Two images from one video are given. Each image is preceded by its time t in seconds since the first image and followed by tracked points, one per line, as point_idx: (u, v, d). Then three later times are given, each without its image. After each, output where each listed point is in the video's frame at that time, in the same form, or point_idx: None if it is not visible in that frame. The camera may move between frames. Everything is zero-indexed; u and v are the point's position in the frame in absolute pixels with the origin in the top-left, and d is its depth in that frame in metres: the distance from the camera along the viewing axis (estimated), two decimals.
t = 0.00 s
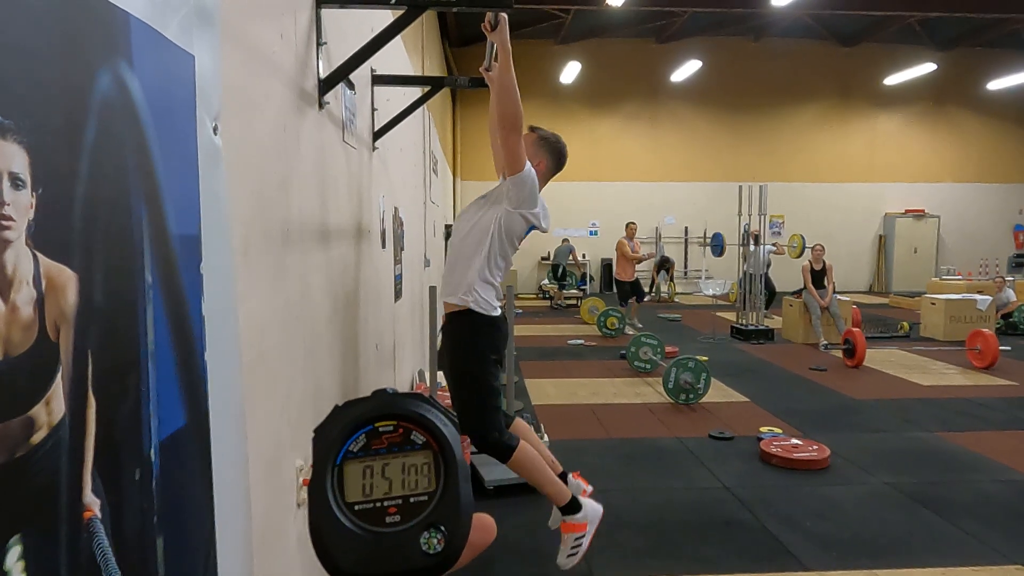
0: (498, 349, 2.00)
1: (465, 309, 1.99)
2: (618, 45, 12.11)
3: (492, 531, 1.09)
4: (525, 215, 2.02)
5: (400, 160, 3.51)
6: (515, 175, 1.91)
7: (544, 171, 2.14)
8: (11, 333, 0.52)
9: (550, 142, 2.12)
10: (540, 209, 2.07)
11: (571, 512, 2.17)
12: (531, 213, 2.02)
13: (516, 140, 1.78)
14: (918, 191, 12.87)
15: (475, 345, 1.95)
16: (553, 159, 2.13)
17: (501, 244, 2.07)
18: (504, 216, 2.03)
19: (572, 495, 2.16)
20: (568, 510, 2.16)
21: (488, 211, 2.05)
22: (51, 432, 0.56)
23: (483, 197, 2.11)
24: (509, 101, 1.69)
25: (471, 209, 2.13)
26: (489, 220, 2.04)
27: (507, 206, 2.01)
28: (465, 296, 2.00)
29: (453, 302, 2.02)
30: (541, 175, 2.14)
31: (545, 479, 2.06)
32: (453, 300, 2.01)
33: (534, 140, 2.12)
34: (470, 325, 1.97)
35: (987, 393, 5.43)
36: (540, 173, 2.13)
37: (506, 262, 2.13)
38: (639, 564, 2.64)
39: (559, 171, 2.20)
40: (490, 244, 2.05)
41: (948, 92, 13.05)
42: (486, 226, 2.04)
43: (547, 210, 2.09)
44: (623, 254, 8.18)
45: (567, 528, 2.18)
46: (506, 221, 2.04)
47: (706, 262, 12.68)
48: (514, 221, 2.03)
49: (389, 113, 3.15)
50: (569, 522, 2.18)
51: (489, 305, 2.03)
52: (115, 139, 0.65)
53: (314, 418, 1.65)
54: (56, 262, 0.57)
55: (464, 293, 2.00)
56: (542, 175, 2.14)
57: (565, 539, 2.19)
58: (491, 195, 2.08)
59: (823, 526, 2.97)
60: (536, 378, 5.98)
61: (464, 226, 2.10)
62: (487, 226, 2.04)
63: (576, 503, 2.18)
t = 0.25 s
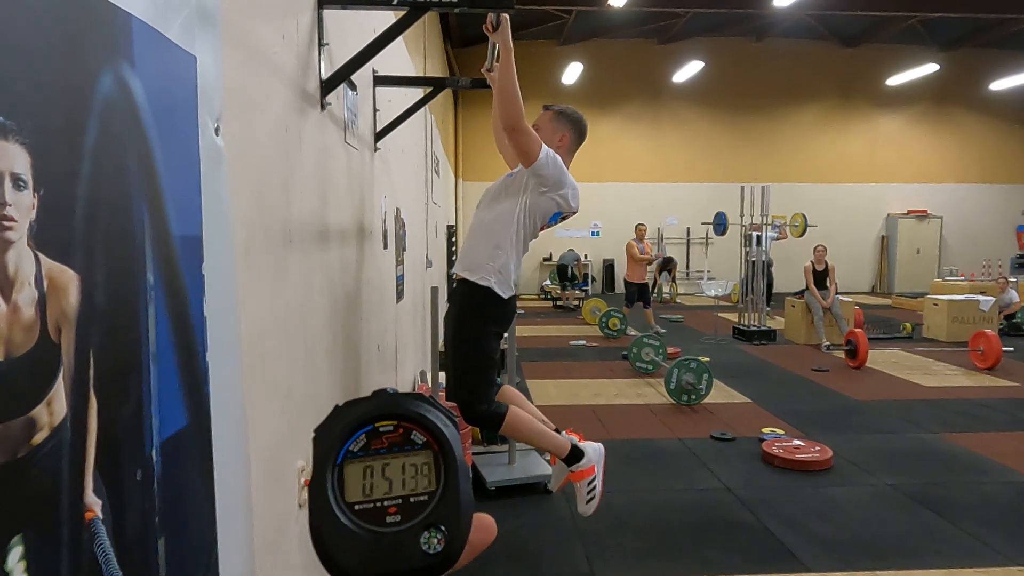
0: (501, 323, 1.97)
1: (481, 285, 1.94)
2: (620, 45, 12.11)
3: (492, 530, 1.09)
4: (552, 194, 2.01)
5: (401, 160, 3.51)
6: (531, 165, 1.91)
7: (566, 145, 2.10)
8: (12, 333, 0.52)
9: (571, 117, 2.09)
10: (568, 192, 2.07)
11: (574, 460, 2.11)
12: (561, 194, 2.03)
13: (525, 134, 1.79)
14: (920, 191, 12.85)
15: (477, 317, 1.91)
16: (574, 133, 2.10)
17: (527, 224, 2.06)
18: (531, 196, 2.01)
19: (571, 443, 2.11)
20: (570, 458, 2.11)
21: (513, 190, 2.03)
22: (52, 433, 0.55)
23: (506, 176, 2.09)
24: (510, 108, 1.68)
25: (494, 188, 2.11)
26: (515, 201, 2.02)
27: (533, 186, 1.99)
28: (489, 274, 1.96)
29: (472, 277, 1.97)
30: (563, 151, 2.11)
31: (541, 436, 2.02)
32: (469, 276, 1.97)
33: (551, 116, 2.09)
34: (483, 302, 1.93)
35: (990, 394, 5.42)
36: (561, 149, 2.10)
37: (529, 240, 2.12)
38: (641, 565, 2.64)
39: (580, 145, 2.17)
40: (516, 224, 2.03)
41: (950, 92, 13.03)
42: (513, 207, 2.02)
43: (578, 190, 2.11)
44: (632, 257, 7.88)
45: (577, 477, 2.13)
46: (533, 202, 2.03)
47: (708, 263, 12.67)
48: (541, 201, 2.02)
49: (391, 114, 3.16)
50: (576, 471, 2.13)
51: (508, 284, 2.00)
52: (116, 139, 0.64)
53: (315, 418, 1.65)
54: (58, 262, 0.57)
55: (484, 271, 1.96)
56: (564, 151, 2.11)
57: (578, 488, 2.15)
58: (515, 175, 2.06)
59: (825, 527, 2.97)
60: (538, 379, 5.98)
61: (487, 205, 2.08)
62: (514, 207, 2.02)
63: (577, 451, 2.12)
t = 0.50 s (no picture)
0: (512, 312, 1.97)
1: (497, 275, 1.94)
2: (620, 46, 12.10)
3: (493, 530, 1.09)
4: (562, 174, 2.01)
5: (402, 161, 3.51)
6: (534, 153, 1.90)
7: (563, 123, 2.10)
8: (12, 334, 0.52)
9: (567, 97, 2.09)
10: (576, 171, 2.05)
11: (542, 456, 2.00)
12: (570, 173, 2.02)
13: (525, 131, 1.80)
14: (921, 192, 12.85)
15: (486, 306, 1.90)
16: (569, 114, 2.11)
17: (542, 207, 2.05)
18: (541, 180, 2.00)
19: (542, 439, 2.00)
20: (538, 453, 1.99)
21: (522, 177, 2.03)
22: (52, 434, 0.56)
23: (512, 166, 2.09)
24: (506, 111, 1.70)
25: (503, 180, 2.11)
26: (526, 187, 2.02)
27: (541, 170, 1.98)
28: (505, 262, 1.95)
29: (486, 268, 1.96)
30: (563, 130, 2.11)
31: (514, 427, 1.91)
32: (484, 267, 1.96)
33: (541, 99, 2.09)
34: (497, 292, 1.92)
35: (990, 394, 5.42)
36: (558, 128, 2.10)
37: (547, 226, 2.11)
38: (641, 566, 2.63)
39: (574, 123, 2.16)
40: (530, 210, 2.02)
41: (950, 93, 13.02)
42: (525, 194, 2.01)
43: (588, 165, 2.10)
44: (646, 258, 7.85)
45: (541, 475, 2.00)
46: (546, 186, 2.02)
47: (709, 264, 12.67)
48: (550, 184, 2.02)
49: (391, 115, 3.16)
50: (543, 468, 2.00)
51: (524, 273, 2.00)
52: (115, 140, 0.64)
53: (315, 417, 1.65)
54: (57, 263, 0.57)
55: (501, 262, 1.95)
56: (563, 131, 2.11)
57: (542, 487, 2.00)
58: (521, 163, 2.06)
59: (826, 528, 2.97)
60: (538, 379, 5.98)
61: (498, 196, 2.08)
62: (525, 194, 2.02)
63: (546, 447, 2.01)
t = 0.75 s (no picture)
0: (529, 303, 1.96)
1: (516, 269, 1.93)
2: (620, 46, 12.11)
3: (492, 531, 1.09)
4: (564, 162, 2.02)
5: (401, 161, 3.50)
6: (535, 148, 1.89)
7: (551, 113, 2.09)
8: (9, 333, 0.52)
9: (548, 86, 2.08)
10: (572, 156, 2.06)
11: (475, 438, 1.70)
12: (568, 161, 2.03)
13: (525, 128, 1.79)
14: (920, 191, 12.85)
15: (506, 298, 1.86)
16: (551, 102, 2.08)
17: (549, 198, 2.06)
18: (543, 171, 2.02)
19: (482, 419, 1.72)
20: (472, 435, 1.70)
21: (526, 172, 2.04)
22: (49, 433, 0.55)
23: (511, 165, 2.11)
24: (506, 115, 1.70)
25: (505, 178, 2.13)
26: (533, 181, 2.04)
27: (543, 162, 2.01)
28: (522, 257, 1.96)
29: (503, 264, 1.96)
30: (551, 119, 2.10)
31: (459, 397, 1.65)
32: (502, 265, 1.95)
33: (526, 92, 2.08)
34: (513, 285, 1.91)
35: (989, 394, 5.43)
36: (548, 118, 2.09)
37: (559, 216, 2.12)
38: (640, 566, 2.63)
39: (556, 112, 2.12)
40: (539, 202, 2.03)
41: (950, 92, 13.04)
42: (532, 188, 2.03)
43: (585, 148, 2.11)
44: (652, 259, 7.80)
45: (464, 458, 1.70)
46: (550, 176, 2.04)
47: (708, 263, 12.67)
48: (553, 174, 2.04)
49: (390, 115, 3.15)
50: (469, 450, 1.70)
51: (546, 268, 2.00)
52: (113, 141, 0.64)
53: (314, 418, 1.65)
54: (54, 263, 0.57)
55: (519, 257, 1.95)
56: (552, 120, 2.10)
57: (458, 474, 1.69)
58: (521, 159, 2.08)
59: (825, 528, 2.97)
60: (538, 379, 5.98)
61: (505, 196, 2.09)
62: (532, 187, 2.04)
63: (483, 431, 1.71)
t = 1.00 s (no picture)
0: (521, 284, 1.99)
1: (515, 256, 1.96)
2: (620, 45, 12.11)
3: (493, 527, 1.09)
4: (562, 151, 2.02)
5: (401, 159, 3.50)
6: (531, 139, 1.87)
7: (543, 103, 2.09)
8: (8, 331, 0.52)
9: (539, 79, 2.08)
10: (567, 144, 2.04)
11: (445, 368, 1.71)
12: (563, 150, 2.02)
13: (526, 124, 1.78)
14: (920, 190, 12.85)
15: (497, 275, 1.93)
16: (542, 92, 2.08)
17: (548, 186, 2.06)
18: (540, 161, 2.01)
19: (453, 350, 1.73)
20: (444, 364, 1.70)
21: (523, 162, 2.03)
22: (49, 432, 0.55)
23: (509, 155, 2.10)
24: (507, 110, 1.69)
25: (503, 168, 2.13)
26: (531, 171, 2.03)
27: (542, 153, 2.00)
28: (518, 245, 1.97)
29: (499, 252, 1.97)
30: (545, 109, 2.10)
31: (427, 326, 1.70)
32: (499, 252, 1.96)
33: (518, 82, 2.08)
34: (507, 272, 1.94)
35: (989, 393, 5.43)
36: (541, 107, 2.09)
37: (557, 205, 2.13)
38: (640, 565, 2.63)
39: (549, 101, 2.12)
40: (537, 191, 2.03)
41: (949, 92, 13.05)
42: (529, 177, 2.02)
43: (579, 134, 2.10)
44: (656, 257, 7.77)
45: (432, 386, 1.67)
46: (549, 166, 2.04)
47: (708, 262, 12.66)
48: (550, 164, 2.03)
49: (389, 113, 3.15)
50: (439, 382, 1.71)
51: (542, 255, 2.03)
52: (112, 139, 0.64)
53: (314, 416, 1.65)
54: (54, 260, 0.57)
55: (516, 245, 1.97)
56: (545, 110, 2.10)
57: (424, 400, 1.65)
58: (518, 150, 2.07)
59: (825, 527, 2.97)
60: (538, 378, 5.98)
61: (502, 186, 2.09)
62: (530, 177, 2.03)
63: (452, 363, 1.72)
